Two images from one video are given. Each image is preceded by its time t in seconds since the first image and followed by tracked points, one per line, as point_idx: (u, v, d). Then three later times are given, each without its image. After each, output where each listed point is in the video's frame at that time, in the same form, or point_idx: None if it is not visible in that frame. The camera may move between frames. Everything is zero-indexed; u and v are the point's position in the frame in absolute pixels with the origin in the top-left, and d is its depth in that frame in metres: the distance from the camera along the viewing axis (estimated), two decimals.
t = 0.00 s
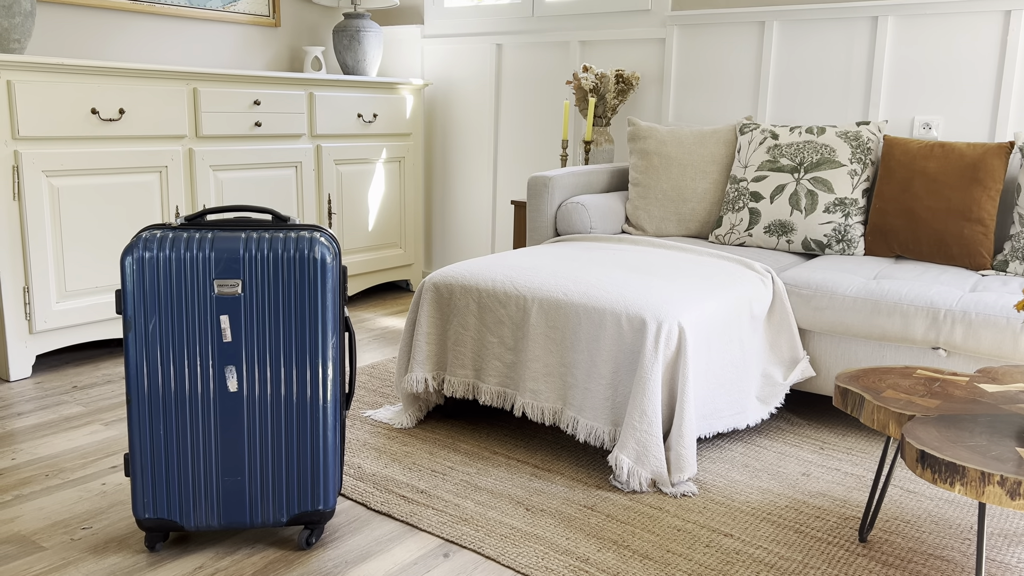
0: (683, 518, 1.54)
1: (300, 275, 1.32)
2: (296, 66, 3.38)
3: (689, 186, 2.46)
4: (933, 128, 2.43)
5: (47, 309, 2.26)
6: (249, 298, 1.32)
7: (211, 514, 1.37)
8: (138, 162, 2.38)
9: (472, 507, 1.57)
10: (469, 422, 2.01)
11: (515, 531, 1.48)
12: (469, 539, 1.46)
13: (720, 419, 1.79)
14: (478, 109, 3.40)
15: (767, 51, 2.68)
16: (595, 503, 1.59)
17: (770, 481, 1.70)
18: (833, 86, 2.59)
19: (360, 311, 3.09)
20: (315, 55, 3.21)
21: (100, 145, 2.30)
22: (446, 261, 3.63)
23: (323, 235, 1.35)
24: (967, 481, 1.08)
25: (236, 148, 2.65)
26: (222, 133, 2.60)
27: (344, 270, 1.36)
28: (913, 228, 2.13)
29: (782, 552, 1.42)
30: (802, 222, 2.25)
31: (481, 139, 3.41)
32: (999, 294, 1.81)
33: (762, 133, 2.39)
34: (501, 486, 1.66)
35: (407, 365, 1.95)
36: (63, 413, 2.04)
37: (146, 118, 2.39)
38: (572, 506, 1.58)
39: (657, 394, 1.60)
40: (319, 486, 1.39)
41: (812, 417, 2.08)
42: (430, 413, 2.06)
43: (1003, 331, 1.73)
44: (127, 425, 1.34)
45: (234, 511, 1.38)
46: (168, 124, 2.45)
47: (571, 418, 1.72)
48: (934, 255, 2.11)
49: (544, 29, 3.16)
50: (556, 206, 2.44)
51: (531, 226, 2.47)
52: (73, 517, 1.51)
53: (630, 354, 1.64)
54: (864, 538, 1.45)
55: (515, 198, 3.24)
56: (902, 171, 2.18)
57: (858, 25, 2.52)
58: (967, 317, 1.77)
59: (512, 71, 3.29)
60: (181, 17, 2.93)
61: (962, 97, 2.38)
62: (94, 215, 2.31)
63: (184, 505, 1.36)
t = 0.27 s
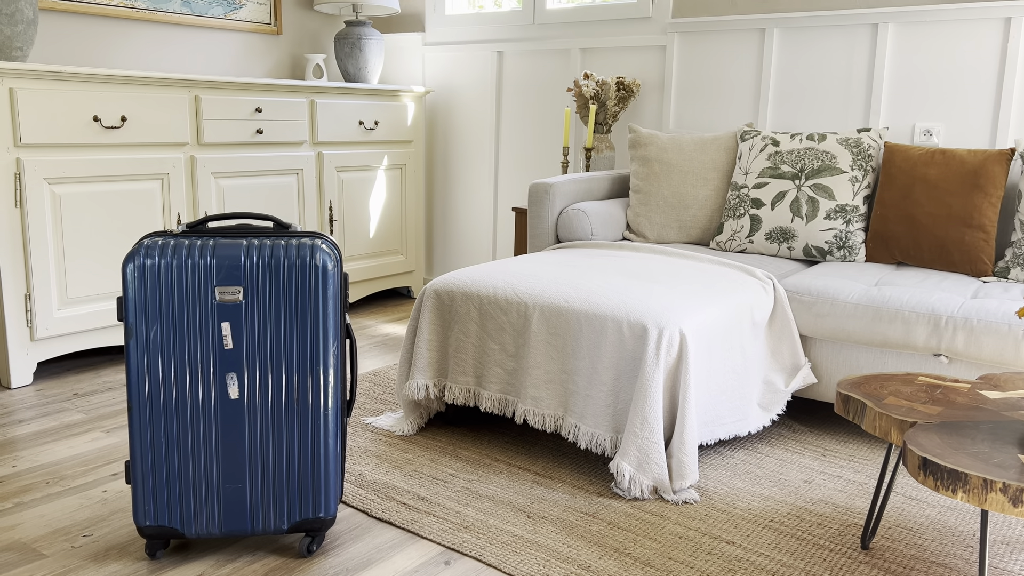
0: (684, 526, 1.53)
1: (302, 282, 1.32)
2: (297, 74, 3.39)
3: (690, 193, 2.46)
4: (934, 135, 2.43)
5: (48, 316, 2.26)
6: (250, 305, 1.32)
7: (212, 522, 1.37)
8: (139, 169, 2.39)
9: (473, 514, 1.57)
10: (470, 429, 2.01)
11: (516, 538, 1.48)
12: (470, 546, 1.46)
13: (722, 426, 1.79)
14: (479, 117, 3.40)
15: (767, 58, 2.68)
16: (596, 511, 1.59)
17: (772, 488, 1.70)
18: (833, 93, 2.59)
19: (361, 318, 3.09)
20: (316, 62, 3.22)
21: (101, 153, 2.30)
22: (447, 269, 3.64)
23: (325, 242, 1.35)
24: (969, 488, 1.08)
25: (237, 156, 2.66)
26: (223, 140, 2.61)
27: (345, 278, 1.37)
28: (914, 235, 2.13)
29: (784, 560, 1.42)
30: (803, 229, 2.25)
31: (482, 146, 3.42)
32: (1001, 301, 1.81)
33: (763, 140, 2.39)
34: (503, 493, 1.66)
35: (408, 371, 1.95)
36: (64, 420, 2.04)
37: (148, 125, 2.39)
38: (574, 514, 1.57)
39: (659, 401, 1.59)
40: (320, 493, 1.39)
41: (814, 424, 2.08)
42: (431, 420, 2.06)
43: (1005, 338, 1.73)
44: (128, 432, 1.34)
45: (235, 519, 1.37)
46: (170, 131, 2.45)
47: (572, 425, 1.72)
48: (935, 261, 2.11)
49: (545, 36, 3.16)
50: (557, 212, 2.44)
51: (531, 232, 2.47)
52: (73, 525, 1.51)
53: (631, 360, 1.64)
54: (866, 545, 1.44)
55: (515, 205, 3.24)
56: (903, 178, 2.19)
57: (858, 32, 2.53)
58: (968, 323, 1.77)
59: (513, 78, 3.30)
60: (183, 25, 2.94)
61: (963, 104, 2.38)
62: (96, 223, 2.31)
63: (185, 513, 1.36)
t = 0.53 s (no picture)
0: (686, 533, 1.53)
1: (303, 288, 1.32)
2: (299, 81, 3.40)
3: (691, 200, 2.46)
4: (934, 142, 2.44)
5: (49, 323, 2.26)
6: (251, 312, 1.32)
7: (212, 530, 1.37)
8: (141, 177, 2.39)
9: (474, 522, 1.56)
10: (471, 437, 2.01)
11: (518, 545, 1.47)
12: (471, 554, 1.45)
13: (723, 433, 1.79)
14: (480, 124, 3.41)
15: (767, 65, 2.69)
16: (597, 518, 1.59)
17: (774, 496, 1.70)
18: (834, 100, 2.60)
19: (362, 325, 3.10)
20: (318, 70, 3.23)
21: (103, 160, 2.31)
22: (448, 275, 3.64)
23: (326, 249, 1.35)
24: (971, 495, 1.08)
25: (239, 163, 2.66)
26: (225, 147, 2.61)
27: (346, 285, 1.37)
28: (915, 242, 2.13)
29: (786, 567, 1.41)
30: (804, 235, 2.25)
31: (483, 153, 3.42)
32: (1002, 308, 1.81)
33: (764, 147, 2.40)
34: (504, 501, 1.65)
35: (409, 379, 1.95)
36: (65, 428, 2.04)
37: (149, 132, 2.40)
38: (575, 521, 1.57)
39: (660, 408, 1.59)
40: (321, 500, 1.39)
41: (815, 431, 2.08)
42: (432, 427, 2.06)
43: (1007, 344, 1.73)
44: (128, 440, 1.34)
45: (236, 526, 1.37)
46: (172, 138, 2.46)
47: (574, 431, 1.71)
48: (936, 268, 2.11)
49: (546, 44, 3.17)
50: (558, 219, 2.44)
51: (532, 239, 2.47)
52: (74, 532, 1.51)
53: (633, 367, 1.64)
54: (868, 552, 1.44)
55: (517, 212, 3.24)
56: (903, 185, 2.19)
57: (858, 40, 2.53)
58: (970, 330, 1.77)
59: (514, 85, 3.31)
60: (185, 33, 2.95)
61: (964, 111, 2.39)
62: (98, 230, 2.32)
63: (186, 520, 1.36)
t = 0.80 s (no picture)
0: (688, 541, 1.53)
1: (304, 297, 1.33)
2: (300, 89, 3.41)
3: (692, 207, 2.46)
4: (934, 149, 2.44)
5: (50, 331, 2.26)
6: (251, 319, 1.32)
7: (212, 538, 1.37)
8: (142, 184, 2.40)
9: (474, 530, 1.56)
10: (472, 444, 2.00)
11: (519, 554, 1.47)
12: (472, 562, 1.45)
13: (724, 441, 1.78)
14: (481, 132, 3.42)
15: (768, 73, 2.70)
16: (598, 526, 1.58)
17: (775, 504, 1.69)
18: (834, 108, 2.61)
19: (362, 332, 3.10)
20: (319, 78, 3.24)
21: (105, 169, 2.32)
22: (449, 283, 3.64)
23: (326, 256, 1.35)
24: (973, 503, 1.07)
25: (240, 171, 2.67)
26: (226, 155, 2.62)
27: (346, 293, 1.37)
28: (915, 249, 2.13)
29: None
30: (804, 243, 2.26)
31: (484, 161, 3.43)
32: (1003, 315, 1.81)
33: (764, 155, 2.40)
34: (504, 509, 1.65)
35: (409, 387, 1.94)
36: (65, 435, 2.04)
37: (151, 141, 2.41)
38: (575, 529, 1.57)
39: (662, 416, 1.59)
40: (322, 506, 1.39)
41: (816, 439, 2.07)
42: (432, 435, 2.05)
43: (1008, 353, 1.73)
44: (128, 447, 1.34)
45: (238, 535, 1.37)
46: (173, 147, 2.46)
47: (574, 440, 1.71)
48: (936, 275, 2.11)
49: (547, 52, 3.18)
50: (558, 227, 2.45)
51: (533, 247, 2.47)
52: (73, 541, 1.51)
53: (633, 374, 1.64)
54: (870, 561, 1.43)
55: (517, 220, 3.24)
56: (903, 192, 2.19)
57: (859, 48, 2.54)
58: (971, 338, 1.77)
59: (515, 94, 3.32)
60: (187, 41, 2.96)
61: (964, 119, 2.39)
62: (99, 238, 2.32)
63: (187, 528, 1.36)
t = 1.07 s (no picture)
0: (689, 550, 1.52)
1: (304, 305, 1.33)
2: (301, 97, 3.42)
3: (692, 215, 2.47)
4: (934, 157, 2.45)
5: (51, 339, 2.26)
6: (252, 326, 1.32)
7: (212, 546, 1.36)
8: (143, 192, 2.40)
9: (474, 538, 1.56)
10: (473, 453, 2.00)
11: (519, 563, 1.47)
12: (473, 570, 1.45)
13: (725, 449, 1.78)
14: (481, 140, 3.43)
15: (768, 81, 2.71)
16: (599, 535, 1.58)
17: (776, 512, 1.69)
18: (834, 116, 2.61)
19: (363, 340, 3.10)
20: (320, 86, 3.25)
21: (107, 177, 2.32)
22: (449, 291, 3.64)
23: (327, 264, 1.36)
24: (974, 512, 1.07)
25: (241, 179, 2.68)
26: (227, 163, 2.63)
27: (347, 300, 1.37)
28: (916, 257, 2.14)
29: None
30: (804, 251, 2.26)
31: (484, 169, 3.44)
32: (1003, 323, 1.81)
33: (764, 163, 2.41)
34: (505, 517, 1.65)
35: (409, 395, 1.94)
36: (65, 443, 2.04)
37: (152, 149, 2.41)
38: (576, 538, 1.57)
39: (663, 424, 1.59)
40: (322, 514, 1.39)
41: (817, 447, 2.07)
42: (432, 443, 2.05)
43: (1009, 361, 1.73)
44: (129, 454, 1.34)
45: (238, 543, 1.37)
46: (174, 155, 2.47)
47: (574, 448, 1.71)
48: (936, 283, 2.11)
49: (548, 61, 3.19)
50: (559, 235, 2.45)
51: (533, 255, 2.48)
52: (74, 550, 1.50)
53: (634, 382, 1.64)
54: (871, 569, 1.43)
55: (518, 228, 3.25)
56: (904, 200, 2.20)
57: (858, 57, 2.55)
58: (972, 346, 1.77)
59: (515, 103, 3.33)
60: (188, 50, 2.97)
61: (963, 127, 2.40)
62: (100, 246, 2.32)
63: (188, 536, 1.36)
